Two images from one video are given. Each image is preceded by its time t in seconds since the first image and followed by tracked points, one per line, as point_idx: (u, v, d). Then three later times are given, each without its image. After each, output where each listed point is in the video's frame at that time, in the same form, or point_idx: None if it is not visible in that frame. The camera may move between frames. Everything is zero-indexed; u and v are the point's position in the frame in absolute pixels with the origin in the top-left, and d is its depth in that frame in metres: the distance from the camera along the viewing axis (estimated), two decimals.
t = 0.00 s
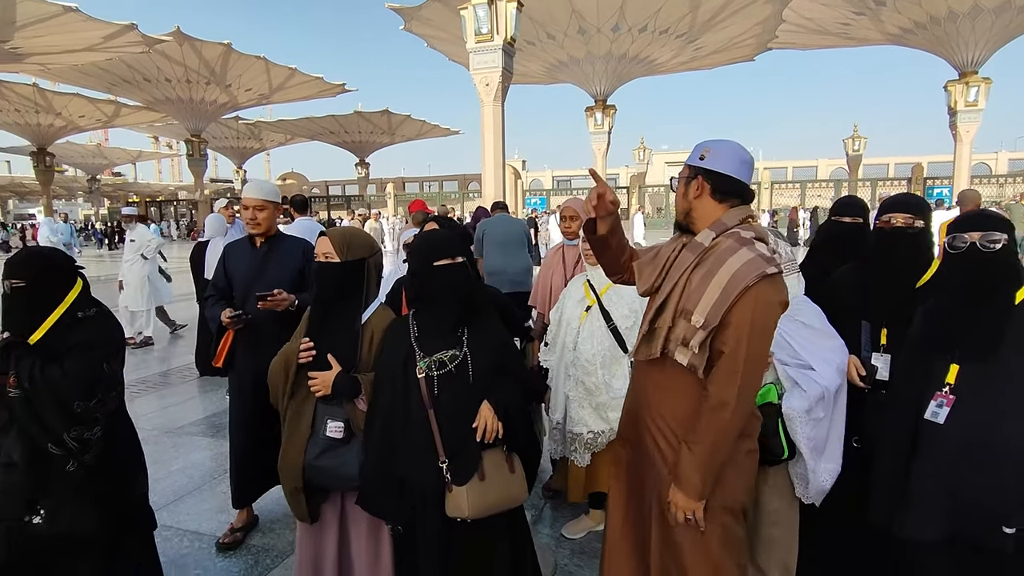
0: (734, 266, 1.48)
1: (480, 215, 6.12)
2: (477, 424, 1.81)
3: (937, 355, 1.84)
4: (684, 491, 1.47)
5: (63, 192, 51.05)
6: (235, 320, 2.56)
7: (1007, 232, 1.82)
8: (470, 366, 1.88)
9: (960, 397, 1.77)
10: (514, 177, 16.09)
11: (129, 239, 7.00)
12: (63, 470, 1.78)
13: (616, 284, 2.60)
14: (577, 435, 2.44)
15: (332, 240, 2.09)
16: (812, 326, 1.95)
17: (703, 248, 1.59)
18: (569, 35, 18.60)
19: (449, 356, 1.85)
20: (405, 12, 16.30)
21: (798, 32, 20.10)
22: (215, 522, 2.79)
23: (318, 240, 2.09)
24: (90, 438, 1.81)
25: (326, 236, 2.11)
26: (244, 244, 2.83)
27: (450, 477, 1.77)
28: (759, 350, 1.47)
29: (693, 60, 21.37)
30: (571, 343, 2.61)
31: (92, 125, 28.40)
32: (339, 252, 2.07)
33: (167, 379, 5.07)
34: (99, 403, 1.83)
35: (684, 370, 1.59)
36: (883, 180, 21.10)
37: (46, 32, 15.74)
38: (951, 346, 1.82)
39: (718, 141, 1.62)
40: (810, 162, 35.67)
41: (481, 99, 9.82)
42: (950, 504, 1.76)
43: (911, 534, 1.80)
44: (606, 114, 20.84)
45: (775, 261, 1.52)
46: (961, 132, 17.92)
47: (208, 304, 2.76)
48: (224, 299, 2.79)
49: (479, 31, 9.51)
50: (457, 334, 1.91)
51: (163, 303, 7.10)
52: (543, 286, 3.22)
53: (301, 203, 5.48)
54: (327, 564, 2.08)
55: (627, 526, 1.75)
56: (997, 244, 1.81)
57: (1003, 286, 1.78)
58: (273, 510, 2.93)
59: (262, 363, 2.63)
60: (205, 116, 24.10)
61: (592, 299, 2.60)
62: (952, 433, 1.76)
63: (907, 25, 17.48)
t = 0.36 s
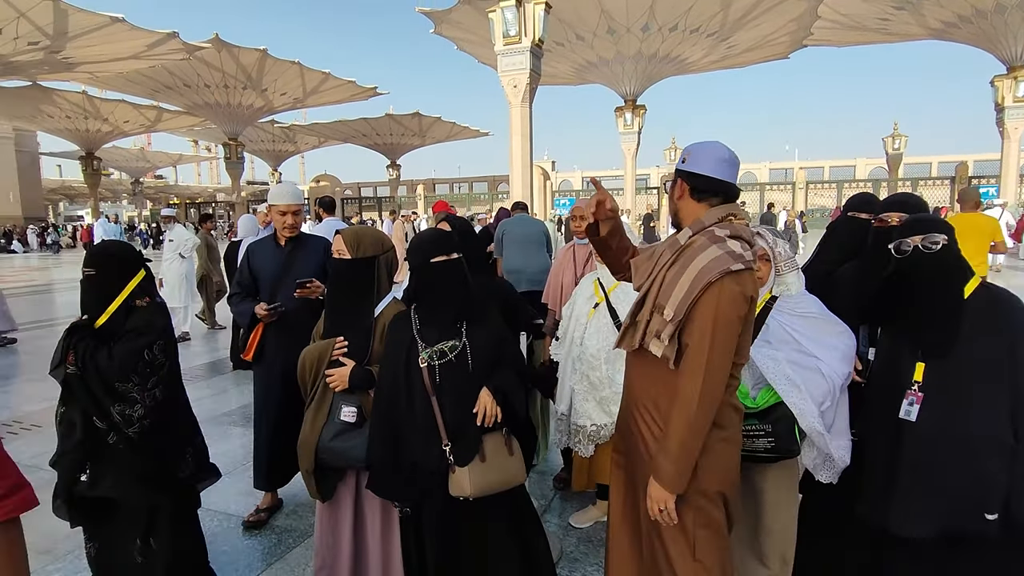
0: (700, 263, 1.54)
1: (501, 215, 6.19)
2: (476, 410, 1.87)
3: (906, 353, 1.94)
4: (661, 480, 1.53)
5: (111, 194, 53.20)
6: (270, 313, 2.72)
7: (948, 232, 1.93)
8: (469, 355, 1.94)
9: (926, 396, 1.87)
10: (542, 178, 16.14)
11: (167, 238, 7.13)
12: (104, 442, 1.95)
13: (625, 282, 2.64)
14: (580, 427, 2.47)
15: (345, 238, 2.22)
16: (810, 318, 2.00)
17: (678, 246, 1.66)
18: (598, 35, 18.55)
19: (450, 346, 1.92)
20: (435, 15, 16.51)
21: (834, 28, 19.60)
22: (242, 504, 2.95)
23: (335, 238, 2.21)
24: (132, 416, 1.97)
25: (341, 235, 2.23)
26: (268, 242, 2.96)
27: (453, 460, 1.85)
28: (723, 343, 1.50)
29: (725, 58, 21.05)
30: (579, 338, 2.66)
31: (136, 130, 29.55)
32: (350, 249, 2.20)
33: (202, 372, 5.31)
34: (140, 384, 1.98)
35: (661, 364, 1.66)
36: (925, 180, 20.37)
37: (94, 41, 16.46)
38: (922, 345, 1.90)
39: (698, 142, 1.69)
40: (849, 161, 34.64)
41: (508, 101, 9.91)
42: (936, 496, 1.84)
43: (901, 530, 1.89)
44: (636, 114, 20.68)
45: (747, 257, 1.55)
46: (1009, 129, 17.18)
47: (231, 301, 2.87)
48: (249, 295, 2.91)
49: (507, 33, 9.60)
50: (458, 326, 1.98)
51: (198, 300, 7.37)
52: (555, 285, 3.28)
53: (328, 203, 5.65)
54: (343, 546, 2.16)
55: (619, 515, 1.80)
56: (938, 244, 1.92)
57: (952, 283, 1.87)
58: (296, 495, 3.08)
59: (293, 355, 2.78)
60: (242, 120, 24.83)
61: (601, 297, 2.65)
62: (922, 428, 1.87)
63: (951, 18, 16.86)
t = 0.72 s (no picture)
0: (674, 261, 1.68)
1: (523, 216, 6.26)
2: (482, 401, 1.93)
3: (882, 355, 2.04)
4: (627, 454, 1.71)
5: (154, 194, 55.11)
6: (306, 308, 2.85)
7: (913, 237, 2.03)
8: (476, 348, 2.00)
9: (907, 393, 1.97)
10: (571, 177, 16.11)
11: (205, 237, 7.43)
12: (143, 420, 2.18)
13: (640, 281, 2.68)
14: (595, 421, 2.51)
15: (369, 237, 2.34)
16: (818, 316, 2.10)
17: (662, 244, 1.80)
18: (628, 33, 18.42)
19: (458, 339, 1.99)
20: (465, 16, 16.65)
21: (874, 22, 18.98)
22: (273, 488, 3.13)
23: (359, 237, 2.33)
24: (178, 399, 2.20)
25: (365, 234, 2.35)
26: (294, 242, 3.07)
27: (457, 445, 1.91)
28: (685, 336, 1.62)
29: (759, 55, 20.65)
30: (594, 335, 2.69)
31: (177, 132, 30.59)
32: (375, 247, 2.32)
33: (237, 365, 5.53)
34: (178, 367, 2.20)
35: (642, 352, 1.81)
36: (972, 178, 19.52)
37: (138, 48, 17.13)
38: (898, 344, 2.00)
39: (698, 146, 1.81)
40: (890, 158, 33.50)
41: (537, 101, 9.96)
42: (931, 500, 1.93)
43: (904, 527, 1.97)
44: (667, 112, 20.44)
45: (719, 254, 1.64)
46: None
47: (258, 299, 2.97)
48: (276, 292, 3.01)
49: (536, 34, 9.64)
50: (467, 319, 2.04)
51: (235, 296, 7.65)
52: (570, 283, 3.32)
53: (358, 204, 5.80)
54: (364, 522, 2.27)
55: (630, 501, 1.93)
56: (903, 249, 2.01)
57: (922, 285, 1.96)
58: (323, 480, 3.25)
59: (322, 349, 2.91)
60: (277, 122, 25.45)
61: (616, 295, 2.68)
62: (906, 423, 1.97)
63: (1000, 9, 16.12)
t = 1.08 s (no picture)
0: (684, 260, 1.72)
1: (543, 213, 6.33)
2: (495, 392, 1.96)
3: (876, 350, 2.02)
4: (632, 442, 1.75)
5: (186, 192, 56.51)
6: (333, 303, 2.95)
7: (912, 233, 1.98)
8: (490, 342, 2.06)
9: (899, 385, 1.96)
10: (595, 174, 16.06)
11: (237, 235, 7.72)
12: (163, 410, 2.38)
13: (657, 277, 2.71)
14: (607, 414, 2.55)
15: (393, 235, 2.41)
16: (821, 314, 2.23)
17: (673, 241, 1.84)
18: (654, 29, 18.26)
19: (473, 333, 2.06)
20: (490, 14, 16.71)
21: (910, 13, 18.44)
22: (300, 474, 3.25)
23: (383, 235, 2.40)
24: (199, 384, 2.39)
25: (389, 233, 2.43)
26: (317, 238, 3.17)
27: (469, 431, 1.97)
28: (692, 332, 1.66)
29: (788, 49, 20.26)
30: (610, 330, 2.73)
31: (209, 131, 31.33)
32: (399, 245, 2.38)
33: (267, 358, 5.71)
34: (194, 353, 2.38)
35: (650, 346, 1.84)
36: (1014, 174, 18.81)
37: (171, 50, 17.62)
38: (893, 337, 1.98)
39: (716, 147, 1.84)
40: (927, 153, 32.49)
41: (561, 98, 9.97)
42: (908, 477, 1.91)
43: (890, 516, 1.94)
44: (693, 108, 20.19)
45: (727, 253, 1.68)
46: None
47: (280, 294, 3.05)
48: (300, 287, 3.11)
49: (560, 31, 9.65)
50: (482, 313, 2.10)
51: (264, 292, 7.88)
52: (587, 279, 3.38)
53: (381, 202, 5.91)
54: (384, 502, 2.37)
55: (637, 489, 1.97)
56: (904, 243, 1.96)
57: (917, 283, 1.92)
58: (347, 468, 3.36)
59: (347, 342, 3.01)
60: (305, 121, 25.90)
61: (632, 292, 2.72)
62: (899, 416, 1.95)
63: None
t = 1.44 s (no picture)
0: (715, 262, 1.75)
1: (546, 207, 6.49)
2: (502, 389, 2.02)
3: (870, 349, 2.01)
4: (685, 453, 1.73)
5: (209, 191, 57.50)
6: (347, 301, 3.03)
7: (911, 232, 1.99)
8: (497, 338, 2.11)
9: (895, 383, 1.94)
10: (614, 171, 15.97)
11: (258, 233, 7.88)
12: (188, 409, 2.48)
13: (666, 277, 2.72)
14: (615, 411, 2.58)
15: (408, 237, 2.48)
16: (812, 311, 2.21)
17: (697, 244, 1.87)
18: (673, 24, 18.09)
19: (481, 331, 2.11)
20: (507, 12, 16.71)
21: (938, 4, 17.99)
22: (318, 466, 3.33)
23: (400, 236, 2.47)
24: (225, 379, 2.50)
25: (404, 233, 2.49)
26: (332, 237, 3.25)
27: (477, 425, 2.03)
28: (737, 334, 1.73)
29: (811, 43, 19.93)
30: (618, 328, 2.75)
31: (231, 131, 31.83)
32: (413, 245, 2.46)
33: (288, 353, 5.83)
34: (218, 346, 2.49)
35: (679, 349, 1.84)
36: None
37: (195, 51, 17.96)
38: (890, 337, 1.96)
39: (719, 149, 1.91)
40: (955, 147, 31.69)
41: (578, 95, 9.95)
42: (901, 475, 1.90)
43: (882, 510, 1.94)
44: (713, 103, 19.97)
45: (755, 255, 1.77)
46: None
47: (296, 292, 3.13)
48: (316, 285, 3.19)
49: (578, 27, 9.63)
50: (489, 311, 2.14)
51: (284, 289, 8.03)
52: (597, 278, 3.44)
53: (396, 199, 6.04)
54: (395, 492, 2.43)
55: (630, 479, 2.03)
56: (902, 243, 1.97)
57: (911, 283, 1.93)
58: (363, 459, 3.44)
59: (363, 338, 3.08)
60: (325, 120, 26.18)
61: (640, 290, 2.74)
62: (893, 413, 1.94)
63: None
